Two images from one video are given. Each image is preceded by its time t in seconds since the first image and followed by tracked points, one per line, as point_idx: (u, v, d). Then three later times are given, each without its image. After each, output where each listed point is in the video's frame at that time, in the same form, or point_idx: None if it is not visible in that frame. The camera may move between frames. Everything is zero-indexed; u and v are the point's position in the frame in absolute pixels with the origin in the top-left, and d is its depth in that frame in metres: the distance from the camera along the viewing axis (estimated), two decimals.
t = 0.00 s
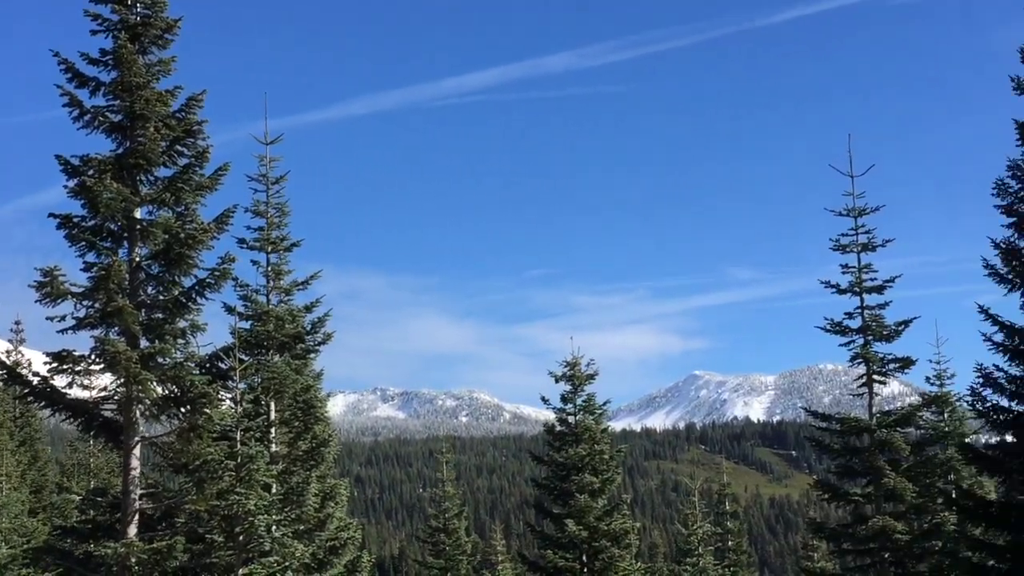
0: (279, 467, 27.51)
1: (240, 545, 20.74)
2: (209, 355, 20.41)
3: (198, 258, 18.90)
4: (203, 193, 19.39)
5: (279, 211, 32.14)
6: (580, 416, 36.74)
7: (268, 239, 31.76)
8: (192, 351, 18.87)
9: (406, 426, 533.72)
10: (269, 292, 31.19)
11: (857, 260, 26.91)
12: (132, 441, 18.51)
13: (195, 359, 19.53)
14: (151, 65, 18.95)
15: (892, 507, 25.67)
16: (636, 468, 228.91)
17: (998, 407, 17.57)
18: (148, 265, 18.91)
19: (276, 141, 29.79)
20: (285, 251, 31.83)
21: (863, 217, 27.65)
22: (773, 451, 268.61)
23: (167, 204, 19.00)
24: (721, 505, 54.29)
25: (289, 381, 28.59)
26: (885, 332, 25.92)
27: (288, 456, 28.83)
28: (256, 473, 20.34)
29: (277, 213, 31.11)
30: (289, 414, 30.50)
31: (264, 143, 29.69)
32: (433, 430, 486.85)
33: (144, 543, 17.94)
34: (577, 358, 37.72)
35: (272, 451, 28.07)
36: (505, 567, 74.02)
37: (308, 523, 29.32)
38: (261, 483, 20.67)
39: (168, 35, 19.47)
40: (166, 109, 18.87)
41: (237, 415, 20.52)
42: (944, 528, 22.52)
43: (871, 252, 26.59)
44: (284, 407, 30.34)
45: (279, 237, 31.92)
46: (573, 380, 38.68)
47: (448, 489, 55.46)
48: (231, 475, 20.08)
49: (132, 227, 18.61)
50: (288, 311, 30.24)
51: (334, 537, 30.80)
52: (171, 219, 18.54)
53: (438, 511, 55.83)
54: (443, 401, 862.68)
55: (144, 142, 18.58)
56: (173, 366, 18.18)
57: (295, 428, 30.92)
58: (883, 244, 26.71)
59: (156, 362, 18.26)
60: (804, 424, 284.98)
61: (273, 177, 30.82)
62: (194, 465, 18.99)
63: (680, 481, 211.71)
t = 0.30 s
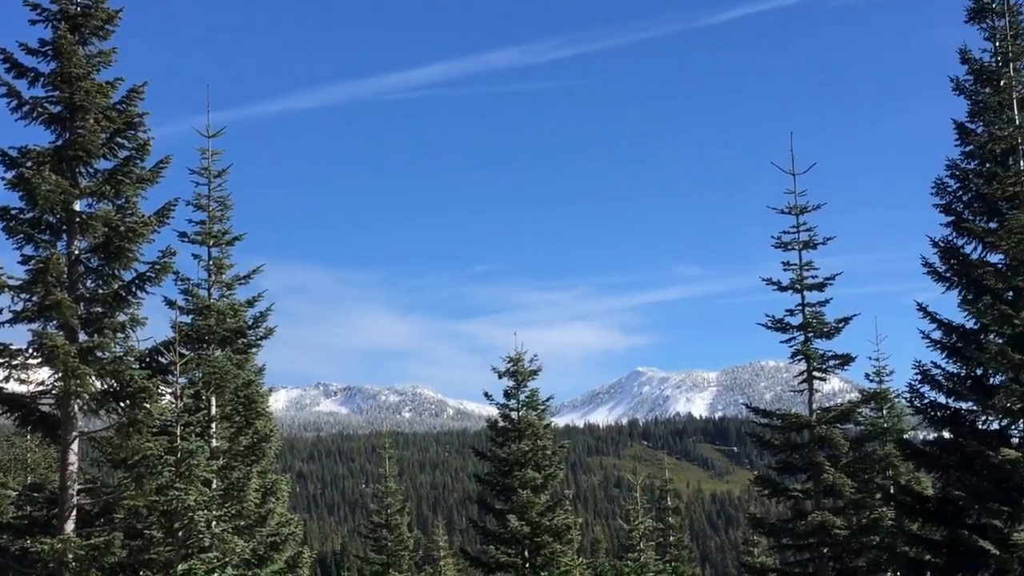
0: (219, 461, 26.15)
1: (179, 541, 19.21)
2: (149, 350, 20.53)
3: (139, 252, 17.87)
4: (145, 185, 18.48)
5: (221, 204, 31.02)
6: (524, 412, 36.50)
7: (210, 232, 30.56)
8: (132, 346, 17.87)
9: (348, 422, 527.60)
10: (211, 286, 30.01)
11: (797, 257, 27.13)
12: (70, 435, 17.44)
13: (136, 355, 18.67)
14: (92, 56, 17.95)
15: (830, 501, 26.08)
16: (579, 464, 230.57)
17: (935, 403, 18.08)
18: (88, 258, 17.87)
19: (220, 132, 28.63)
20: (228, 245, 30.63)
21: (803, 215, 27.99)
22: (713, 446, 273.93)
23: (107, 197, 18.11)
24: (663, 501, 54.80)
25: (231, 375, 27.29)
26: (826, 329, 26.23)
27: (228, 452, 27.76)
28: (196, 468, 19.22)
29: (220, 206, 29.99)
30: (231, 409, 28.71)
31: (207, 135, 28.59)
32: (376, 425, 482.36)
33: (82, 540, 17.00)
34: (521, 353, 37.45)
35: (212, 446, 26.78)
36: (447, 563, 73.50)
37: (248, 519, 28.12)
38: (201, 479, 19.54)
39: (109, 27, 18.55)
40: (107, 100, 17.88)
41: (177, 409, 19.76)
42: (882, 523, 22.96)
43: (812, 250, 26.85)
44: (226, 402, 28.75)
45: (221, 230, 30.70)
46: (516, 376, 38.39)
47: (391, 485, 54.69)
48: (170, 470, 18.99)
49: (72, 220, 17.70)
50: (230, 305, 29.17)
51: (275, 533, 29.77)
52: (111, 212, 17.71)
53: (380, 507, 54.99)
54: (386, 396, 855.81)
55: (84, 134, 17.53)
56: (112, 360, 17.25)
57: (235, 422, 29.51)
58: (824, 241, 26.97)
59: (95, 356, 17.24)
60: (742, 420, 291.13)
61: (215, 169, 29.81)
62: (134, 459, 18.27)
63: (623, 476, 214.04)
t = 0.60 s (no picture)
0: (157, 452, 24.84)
1: (116, 533, 17.25)
2: (87, 339, 20.79)
3: (78, 240, 16.78)
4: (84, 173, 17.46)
5: (162, 193, 29.72)
6: (465, 403, 36.08)
7: (149, 221, 29.20)
8: (70, 336, 16.81)
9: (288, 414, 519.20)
10: (150, 277, 28.70)
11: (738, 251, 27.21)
12: (3, 426, 16.38)
13: (74, 346, 17.59)
14: (29, 41, 17.05)
15: (769, 492, 26.41)
16: (522, 456, 231.40)
17: (874, 396, 18.34)
18: (24, 247, 16.79)
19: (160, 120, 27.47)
20: (168, 235, 29.33)
21: (744, 209, 28.16)
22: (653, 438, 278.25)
23: (44, 183, 17.04)
24: (604, 493, 55.10)
25: (170, 365, 26.28)
26: (765, 322, 26.48)
27: (167, 442, 26.36)
28: (134, 459, 17.51)
29: (160, 195, 28.68)
30: (170, 400, 27.45)
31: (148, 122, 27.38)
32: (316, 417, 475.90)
33: (16, 531, 16.47)
34: (463, 344, 36.99)
35: (149, 437, 25.52)
36: (387, 554, 72.74)
37: (188, 510, 26.69)
38: (140, 469, 17.84)
39: (46, 12, 17.57)
40: (45, 86, 16.75)
41: (113, 398, 18.61)
42: (820, 515, 23.32)
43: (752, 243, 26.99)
44: (164, 392, 27.51)
45: (161, 219, 29.32)
46: (458, 367, 37.92)
47: (332, 477, 53.64)
48: (106, 461, 17.25)
49: (7, 208, 16.62)
50: (170, 295, 27.92)
51: (214, 525, 28.60)
52: (49, 200, 16.55)
53: (321, 499, 53.87)
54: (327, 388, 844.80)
55: (20, 120, 16.52)
56: (49, 350, 16.26)
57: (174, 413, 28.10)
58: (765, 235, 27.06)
59: (31, 346, 16.27)
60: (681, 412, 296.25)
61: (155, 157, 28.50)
62: (70, 451, 17.23)
63: (565, 468, 215.66)
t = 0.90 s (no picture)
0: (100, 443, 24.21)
1: (57, 523, 17.83)
2: (28, 329, 19.56)
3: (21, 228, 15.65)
4: (27, 159, 16.25)
5: (107, 181, 28.39)
6: (413, 395, 35.63)
7: (94, 209, 27.88)
8: (13, 325, 16.07)
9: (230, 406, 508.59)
10: (93, 265, 27.38)
11: (685, 242, 24.42)
12: None
13: (14, 334, 16.66)
14: None
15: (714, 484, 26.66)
16: (469, 448, 231.20)
17: (818, 390, 18.95)
18: None
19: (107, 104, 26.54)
20: (113, 223, 28.02)
21: (692, 202, 28.23)
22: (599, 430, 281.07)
23: None
24: (551, 485, 55.20)
25: (115, 355, 25.14)
26: (712, 315, 26.63)
27: (111, 433, 25.90)
28: (77, 449, 17.94)
29: (104, 182, 27.30)
30: (114, 391, 26.80)
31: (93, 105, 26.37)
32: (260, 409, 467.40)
33: None
34: (411, 336, 36.47)
35: (92, 427, 24.86)
36: (332, 546, 71.75)
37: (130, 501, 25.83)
38: (83, 460, 18.32)
39: None
40: None
41: (57, 389, 18.50)
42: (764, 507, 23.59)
43: (699, 237, 27.04)
44: (107, 382, 26.72)
45: (106, 207, 28.00)
46: (406, 359, 37.38)
47: (277, 468, 52.48)
48: (48, 451, 17.65)
49: None
50: (115, 285, 26.64)
51: (158, 516, 27.31)
52: None
53: (265, 490, 52.64)
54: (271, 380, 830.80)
55: None
56: None
57: (119, 404, 27.25)
58: (712, 229, 27.04)
59: None
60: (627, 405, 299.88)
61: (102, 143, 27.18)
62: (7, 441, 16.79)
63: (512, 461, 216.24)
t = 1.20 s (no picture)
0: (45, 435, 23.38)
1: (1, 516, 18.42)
2: None
3: None
4: None
5: (55, 171, 27.23)
6: (363, 389, 34.90)
7: (41, 200, 26.62)
8: None
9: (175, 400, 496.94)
10: (39, 257, 26.16)
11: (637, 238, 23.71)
12: None
13: None
14: None
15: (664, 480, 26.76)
16: (420, 443, 229.93)
17: (767, 387, 19.16)
18: None
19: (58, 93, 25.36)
20: (62, 215, 26.79)
21: (643, 199, 28.30)
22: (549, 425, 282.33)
23: None
24: (501, 480, 55.02)
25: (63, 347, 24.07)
26: (662, 312, 26.71)
27: (57, 426, 24.67)
28: (21, 443, 18.37)
29: (52, 171, 26.11)
30: (60, 382, 25.52)
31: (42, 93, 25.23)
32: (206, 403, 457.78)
33: None
34: (362, 330, 35.87)
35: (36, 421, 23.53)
36: (280, 540, 70.40)
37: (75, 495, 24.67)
38: (27, 452, 18.81)
39: None
40: None
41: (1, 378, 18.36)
42: (712, 503, 23.77)
43: (651, 233, 27.11)
44: (53, 374, 25.16)
45: (54, 198, 26.82)
46: (356, 353, 36.75)
47: (226, 462, 51.19)
48: None
49: None
50: (63, 276, 25.38)
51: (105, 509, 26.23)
52: None
53: (213, 484, 51.27)
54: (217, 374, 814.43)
55: None
56: None
57: (64, 395, 26.07)
58: (662, 226, 27.15)
59: None
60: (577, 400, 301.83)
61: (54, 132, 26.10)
62: None
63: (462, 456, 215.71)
